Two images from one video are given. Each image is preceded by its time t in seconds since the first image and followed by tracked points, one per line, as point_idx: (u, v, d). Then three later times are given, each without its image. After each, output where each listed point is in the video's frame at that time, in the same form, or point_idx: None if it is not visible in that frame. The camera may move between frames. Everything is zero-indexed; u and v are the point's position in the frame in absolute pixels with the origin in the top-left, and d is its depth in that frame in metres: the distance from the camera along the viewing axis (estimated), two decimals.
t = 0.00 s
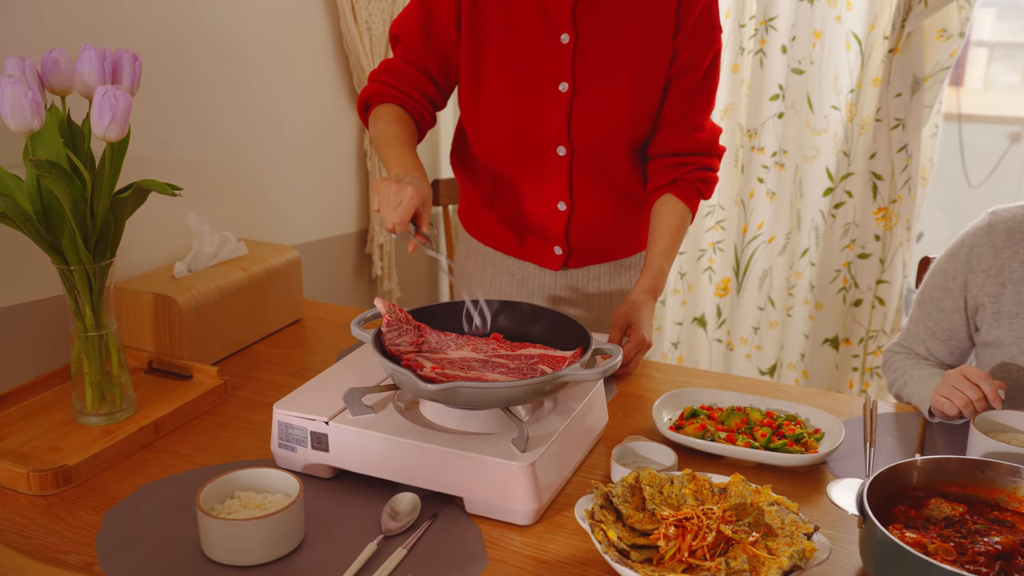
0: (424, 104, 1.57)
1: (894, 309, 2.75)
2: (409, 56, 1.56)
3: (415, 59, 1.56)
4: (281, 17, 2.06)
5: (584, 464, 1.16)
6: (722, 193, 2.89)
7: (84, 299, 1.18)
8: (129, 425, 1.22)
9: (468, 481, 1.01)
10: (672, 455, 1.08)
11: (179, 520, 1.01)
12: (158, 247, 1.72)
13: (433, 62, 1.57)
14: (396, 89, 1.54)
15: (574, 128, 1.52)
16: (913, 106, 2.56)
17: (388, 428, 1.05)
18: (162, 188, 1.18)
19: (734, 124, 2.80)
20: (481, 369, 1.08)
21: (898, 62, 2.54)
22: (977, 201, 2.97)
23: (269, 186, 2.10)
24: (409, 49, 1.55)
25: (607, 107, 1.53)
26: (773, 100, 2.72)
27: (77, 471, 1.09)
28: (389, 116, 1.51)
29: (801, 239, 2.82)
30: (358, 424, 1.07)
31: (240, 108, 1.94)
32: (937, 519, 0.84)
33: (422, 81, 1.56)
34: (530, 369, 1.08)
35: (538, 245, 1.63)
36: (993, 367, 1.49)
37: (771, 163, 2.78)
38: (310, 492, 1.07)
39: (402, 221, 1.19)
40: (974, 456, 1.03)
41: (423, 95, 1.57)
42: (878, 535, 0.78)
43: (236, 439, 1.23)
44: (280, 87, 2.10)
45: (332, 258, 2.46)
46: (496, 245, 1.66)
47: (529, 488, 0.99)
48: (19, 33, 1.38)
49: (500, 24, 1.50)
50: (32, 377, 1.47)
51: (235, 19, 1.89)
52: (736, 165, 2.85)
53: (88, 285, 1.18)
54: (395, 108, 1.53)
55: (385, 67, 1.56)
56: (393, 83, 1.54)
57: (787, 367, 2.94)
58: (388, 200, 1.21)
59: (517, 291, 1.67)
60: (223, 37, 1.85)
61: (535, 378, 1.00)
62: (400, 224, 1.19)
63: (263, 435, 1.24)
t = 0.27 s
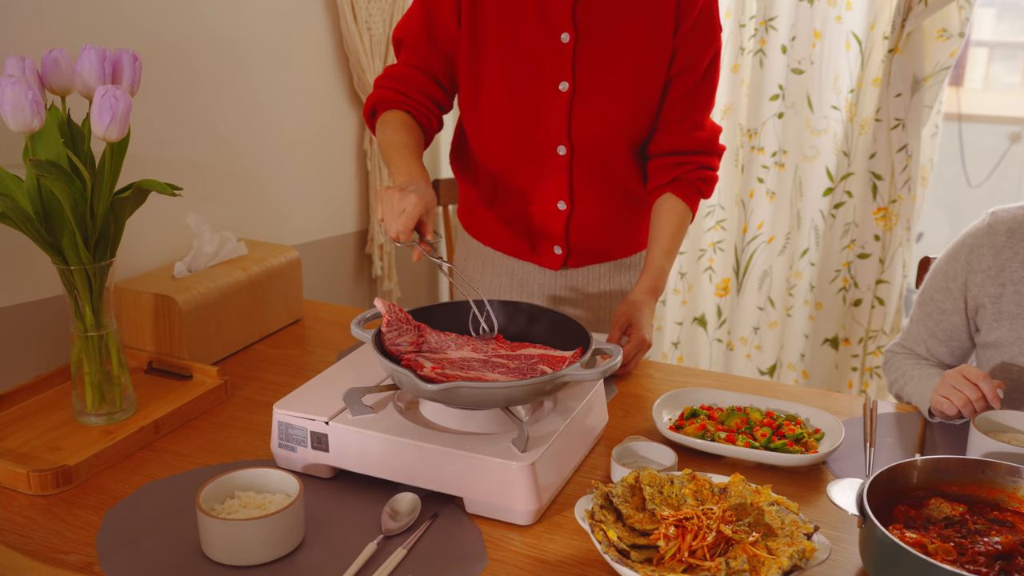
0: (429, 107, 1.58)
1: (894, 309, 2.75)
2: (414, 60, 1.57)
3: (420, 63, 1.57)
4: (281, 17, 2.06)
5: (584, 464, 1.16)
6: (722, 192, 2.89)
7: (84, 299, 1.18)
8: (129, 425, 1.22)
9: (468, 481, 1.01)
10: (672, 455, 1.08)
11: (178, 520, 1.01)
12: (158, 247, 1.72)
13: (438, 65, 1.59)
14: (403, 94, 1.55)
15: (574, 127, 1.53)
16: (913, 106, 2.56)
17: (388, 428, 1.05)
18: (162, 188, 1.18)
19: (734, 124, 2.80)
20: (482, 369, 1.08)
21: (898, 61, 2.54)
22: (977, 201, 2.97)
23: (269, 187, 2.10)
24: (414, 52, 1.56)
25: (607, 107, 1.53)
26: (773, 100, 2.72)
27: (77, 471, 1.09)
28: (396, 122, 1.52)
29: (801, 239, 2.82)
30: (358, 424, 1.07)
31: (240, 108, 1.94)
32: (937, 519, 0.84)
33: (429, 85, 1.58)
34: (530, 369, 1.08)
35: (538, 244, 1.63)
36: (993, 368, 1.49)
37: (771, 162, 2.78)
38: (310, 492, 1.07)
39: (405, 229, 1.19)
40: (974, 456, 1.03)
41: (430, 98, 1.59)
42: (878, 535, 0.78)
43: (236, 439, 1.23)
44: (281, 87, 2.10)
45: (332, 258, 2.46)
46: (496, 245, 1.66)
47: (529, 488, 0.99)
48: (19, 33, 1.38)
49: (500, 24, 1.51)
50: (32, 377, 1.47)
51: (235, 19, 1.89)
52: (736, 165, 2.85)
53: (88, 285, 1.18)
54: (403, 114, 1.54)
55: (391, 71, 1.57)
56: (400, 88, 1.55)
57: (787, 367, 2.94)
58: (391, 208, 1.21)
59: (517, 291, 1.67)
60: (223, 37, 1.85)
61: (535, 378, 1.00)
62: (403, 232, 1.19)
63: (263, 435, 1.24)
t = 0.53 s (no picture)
0: (425, 106, 1.58)
1: (894, 309, 2.75)
2: (412, 60, 1.57)
3: (418, 62, 1.57)
4: (280, 17, 2.06)
5: (584, 464, 1.16)
6: (722, 192, 2.89)
7: (84, 299, 1.18)
8: (129, 425, 1.22)
9: (468, 481, 1.01)
10: (672, 455, 1.08)
11: (178, 520, 1.01)
12: (158, 247, 1.72)
13: (436, 65, 1.59)
14: (400, 93, 1.55)
15: (574, 127, 1.52)
16: (913, 107, 2.56)
17: (388, 429, 1.05)
18: (162, 188, 1.18)
19: (734, 124, 2.80)
20: (482, 369, 1.08)
21: (898, 62, 2.54)
22: (977, 202, 2.97)
23: (269, 186, 2.10)
24: (413, 52, 1.56)
25: (607, 106, 1.53)
26: (774, 100, 2.72)
27: (77, 471, 1.09)
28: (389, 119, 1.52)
29: (801, 239, 2.82)
30: (358, 424, 1.07)
31: (240, 108, 1.94)
32: (937, 519, 0.84)
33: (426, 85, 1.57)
34: (530, 370, 1.08)
35: (539, 245, 1.63)
36: (993, 368, 1.49)
37: (771, 163, 2.78)
38: (310, 492, 1.07)
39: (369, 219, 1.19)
40: (974, 456, 1.03)
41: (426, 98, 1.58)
42: (878, 535, 0.78)
43: (236, 439, 1.23)
44: (280, 87, 2.10)
45: (332, 258, 2.46)
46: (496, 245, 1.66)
47: (529, 488, 0.99)
48: (19, 34, 1.38)
49: (500, 24, 1.51)
50: (32, 377, 1.47)
51: (235, 19, 1.89)
52: (736, 165, 2.85)
53: (88, 285, 1.18)
54: (397, 111, 1.54)
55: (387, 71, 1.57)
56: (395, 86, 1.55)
57: (787, 367, 2.94)
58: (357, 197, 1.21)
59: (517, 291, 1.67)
60: (222, 38, 1.85)
61: (535, 377, 1.00)
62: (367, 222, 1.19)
63: (263, 435, 1.24)
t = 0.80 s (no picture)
0: (430, 109, 1.58)
1: (894, 309, 2.75)
2: (415, 63, 1.57)
3: (421, 65, 1.58)
4: (280, 17, 2.06)
5: (584, 464, 1.16)
6: (722, 192, 2.89)
7: (84, 299, 1.18)
8: (129, 425, 1.22)
9: (468, 481, 1.01)
10: (672, 455, 1.08)
11: (178, 520, 1.01)
12: (158, 247, 1.72)
13: (439, 68, 1.59)
14: (403, 95, 1.55)
15: (574, 127, 1.52)
16: (913, 107, 2.56)
17: (388, 428, 1.05)
18: (162, 188, 1.18)
19: (734, 124, 2.80)
20: (482, 369, 1.08)
21: (898, 62, 2.54)
22: (976, 202, 2.97)
23: (269, 186, 2.10)
24: (415, 54, 1.57)
25: (607, 106, 1.53)
26: (773, 100, 2.72)
27: (77, 471, 1.09)
28: (393, 123, 1.52)
29: (801, 240, 2.82)
30: (358, 424, 1.07)
31: (240, 108, 1.94)
32: (937, 519, 0.84)
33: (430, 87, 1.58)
34: (531, 370, 1.08)
35: (539, 245, 1.63)
36: (993, 368, 1.49)
37: (771, 163, 2.78)
38: (310, 492, 1.07)
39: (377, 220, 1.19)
40: (974, 456, 1.03)
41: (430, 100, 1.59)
42: (878, 535, 0.78)
43: (236, 439, 1.23)
44: (280, 87, 2.10)
45: (332, 258, 2.46)
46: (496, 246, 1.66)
47: (529, 488, 0.99)
48: (18, 34, 1.38)
49: (500, 24, 1.51)
50: (32, 377, 1.47)
51: (235, 19, 1.89)
52: (736, 165, 2.85)
53: (88, 285, 1.18)
54: (401, 114, 1.54)
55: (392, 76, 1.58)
56: (399, 89, 1.55)
57: (787, 367, 2.94)
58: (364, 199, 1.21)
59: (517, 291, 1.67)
60: (222, 38, 1.85)
61: (535, 378, 1.00)
62: (375, 224, 1.19)
63: (263, 435, 1.24)
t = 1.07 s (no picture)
0: (433, 111, 1.60)
1: (894, 309, 2.75)
2: (418, 65, 1.59)
3: (423, 68, 1.59)
4: (280, 17, 2.06)
5: (584, 464, 1.16)
6: (722, 192, 2.89)
7: (84, 299, 1.18)
8: (129, 425, 1.22)
9: (468, 481, 1.01)
10: (672, 455, 1.08)
11: (178, 520, 1.01)
12: (158, 247, 1.72)
13: (441, 70, 1.60)
14: (406, 99, 1.58)
15: (574, 127, 1.53)
16: (913, 107, 2.56)
17: (388, 429, 1.05)
18: (162, 188, 1.18)
19: (734, 124, 2.80)
20: (482, 369, 1.07)
21: (898, 62, 2.54)
22: (976, 202, 2.97)
23: (269, 186, 2.10)
24: (417, 57, 1.58)
25: (607, 106, 1.53)
26: (774, 100, 2.72)
27: (77, 470, 1.09)
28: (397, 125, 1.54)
29: (801, 240, 2.81)
30: (358, 424, 1.07)
31: (241, 109, 1.94)
32: (936, 519, 0.84)
33: (433, 90, 1.59)
34: (531, 370, 1.08)
35: (539, 244, 1.63)
36: (993, 369, 1.49)
37: (771, 163, 2.78)
38: (309, 492, 1.07)
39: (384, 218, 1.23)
40: (974, 456, 1.03)
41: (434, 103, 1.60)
42: (878, 535, 0.78)
43: (236, 439, 1.23)
44: (281, 87, 2.10)
45: (332, 258, 2.46)
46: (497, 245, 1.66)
47: (529, 488, 0.99)
48: (18, 34, 1.38)
49: (500, 23, 1.51)
50: (32, 377, 1.47)
51: (235, 19, 1.89)
52: (736, 165, 2.85)
53: (88, 285, 1.18)
54: (405, 117, 1.56)
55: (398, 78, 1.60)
56: (403, 93, 1.58)
57: (787, 367, 2.94)
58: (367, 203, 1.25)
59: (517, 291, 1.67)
60: (223, 38, 1.85)
61: (535, 377, 1.00)
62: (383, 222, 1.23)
63: (263, 435, 1.24)
